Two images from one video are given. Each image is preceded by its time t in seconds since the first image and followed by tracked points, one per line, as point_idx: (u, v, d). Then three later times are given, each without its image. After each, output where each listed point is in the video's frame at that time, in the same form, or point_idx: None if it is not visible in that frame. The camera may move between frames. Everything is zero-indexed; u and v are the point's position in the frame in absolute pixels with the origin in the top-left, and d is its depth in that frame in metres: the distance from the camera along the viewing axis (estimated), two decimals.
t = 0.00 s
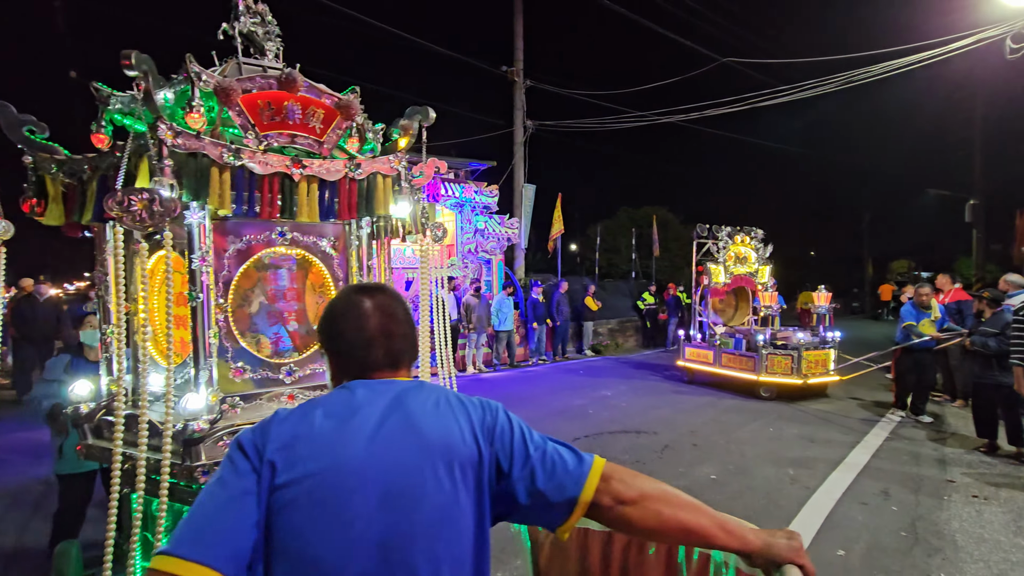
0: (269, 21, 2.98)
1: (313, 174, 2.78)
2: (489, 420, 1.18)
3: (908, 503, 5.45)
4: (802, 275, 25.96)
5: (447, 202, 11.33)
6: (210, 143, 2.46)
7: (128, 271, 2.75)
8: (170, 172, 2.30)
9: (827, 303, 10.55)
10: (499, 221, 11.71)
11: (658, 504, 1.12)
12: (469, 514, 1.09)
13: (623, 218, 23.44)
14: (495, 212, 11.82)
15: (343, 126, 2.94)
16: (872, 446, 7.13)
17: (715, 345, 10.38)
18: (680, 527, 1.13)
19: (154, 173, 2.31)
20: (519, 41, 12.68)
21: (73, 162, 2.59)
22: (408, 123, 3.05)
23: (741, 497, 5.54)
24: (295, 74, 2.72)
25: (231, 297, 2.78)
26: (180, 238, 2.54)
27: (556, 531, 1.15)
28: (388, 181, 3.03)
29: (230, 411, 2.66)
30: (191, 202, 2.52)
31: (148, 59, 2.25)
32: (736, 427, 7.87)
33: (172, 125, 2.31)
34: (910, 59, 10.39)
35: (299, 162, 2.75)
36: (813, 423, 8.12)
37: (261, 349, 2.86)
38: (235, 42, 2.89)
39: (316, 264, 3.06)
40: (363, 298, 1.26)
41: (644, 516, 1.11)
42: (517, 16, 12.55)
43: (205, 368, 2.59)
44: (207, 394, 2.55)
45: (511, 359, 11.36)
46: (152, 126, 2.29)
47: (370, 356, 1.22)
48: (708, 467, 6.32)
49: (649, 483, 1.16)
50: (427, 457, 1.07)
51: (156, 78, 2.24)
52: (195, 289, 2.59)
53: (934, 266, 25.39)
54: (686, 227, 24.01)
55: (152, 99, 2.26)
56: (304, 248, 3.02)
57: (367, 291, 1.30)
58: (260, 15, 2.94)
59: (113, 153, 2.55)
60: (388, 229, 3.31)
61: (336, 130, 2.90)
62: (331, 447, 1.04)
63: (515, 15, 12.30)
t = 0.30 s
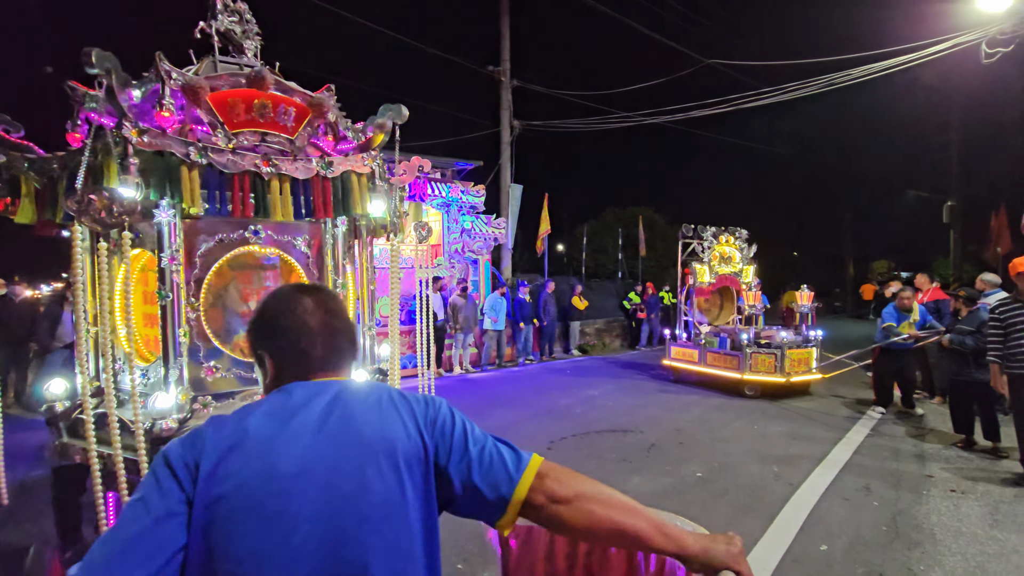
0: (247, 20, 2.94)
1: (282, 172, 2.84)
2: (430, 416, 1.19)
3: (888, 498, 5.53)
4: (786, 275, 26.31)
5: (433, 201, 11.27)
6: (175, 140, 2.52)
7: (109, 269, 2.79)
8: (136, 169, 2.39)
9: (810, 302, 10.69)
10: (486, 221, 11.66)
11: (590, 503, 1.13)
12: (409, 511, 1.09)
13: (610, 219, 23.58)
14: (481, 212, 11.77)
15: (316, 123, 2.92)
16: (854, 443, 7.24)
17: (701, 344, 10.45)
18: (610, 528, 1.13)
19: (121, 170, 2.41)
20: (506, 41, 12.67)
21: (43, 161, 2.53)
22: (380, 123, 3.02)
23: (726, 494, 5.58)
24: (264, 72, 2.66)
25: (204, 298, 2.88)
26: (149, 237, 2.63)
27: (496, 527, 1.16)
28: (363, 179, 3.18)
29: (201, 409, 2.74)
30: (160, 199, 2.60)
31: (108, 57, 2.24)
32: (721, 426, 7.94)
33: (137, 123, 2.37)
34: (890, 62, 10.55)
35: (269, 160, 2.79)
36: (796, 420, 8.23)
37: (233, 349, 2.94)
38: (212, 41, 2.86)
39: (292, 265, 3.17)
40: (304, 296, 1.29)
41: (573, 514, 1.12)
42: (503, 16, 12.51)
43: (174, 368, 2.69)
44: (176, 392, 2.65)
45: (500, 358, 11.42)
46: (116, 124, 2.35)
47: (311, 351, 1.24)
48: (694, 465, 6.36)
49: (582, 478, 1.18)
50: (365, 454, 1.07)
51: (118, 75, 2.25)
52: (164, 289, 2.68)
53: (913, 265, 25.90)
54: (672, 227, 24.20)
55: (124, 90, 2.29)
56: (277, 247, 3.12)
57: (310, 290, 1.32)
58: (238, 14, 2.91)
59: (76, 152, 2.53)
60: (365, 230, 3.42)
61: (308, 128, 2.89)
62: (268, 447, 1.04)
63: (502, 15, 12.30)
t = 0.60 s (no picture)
0: (230, 15, 2.90)
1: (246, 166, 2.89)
2: (337, 418, 1.14)
3: (876, 494, 5.58)
4: (775, 274, 26.52)
5: (424, 200, 11.18)
6: (132, 134, 2.59)
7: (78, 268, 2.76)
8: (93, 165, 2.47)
9: (797, 301, 10.79)
10: (477, 220, 11.59)
11: (487, 513, 1.04)
12: (300, 516, 1.04)
13: (601, 218, 23.64)
14: (472, 210, 11.72)
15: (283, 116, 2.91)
16: (842, 439, 7.31)
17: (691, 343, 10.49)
18: (504, 541, 1.02)
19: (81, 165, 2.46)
20: (497, 40, 12.64)
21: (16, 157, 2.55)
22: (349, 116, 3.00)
23: (716, 492, 5.60)
24: (225, 64, 2.70)
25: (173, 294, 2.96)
26: (114, 233, 2.72)
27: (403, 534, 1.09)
28: (332, 173, 3.12)
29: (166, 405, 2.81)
30: (119, 195, 2.68)
31: (62, 53, 2.32)
32: (711, 424, 7.97)
33: (92, 118, 2.46)
34: (877, 63, 10.65)
35: (231, 154, 2.86)
36: (784, 418, 8.29)
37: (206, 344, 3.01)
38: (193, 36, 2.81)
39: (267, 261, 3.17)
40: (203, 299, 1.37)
41: (470, 527, 1.03)
42: (494, 14, 12.48)
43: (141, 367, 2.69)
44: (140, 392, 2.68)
45: (491, 357, 11.39)
46: (73, 119, 2.45)
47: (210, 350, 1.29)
48: (684, 463, 6.37)
49: (484, 482, 1.09)
50: (255, 457, 1.03)
51: (70, 68, 2.35)
52: (129, 286, 2.74)
53: (900, 265, 26.24)
54: (663, 226, 24.29)
55: (74, 85, 2.39)
56: (250, 243, 3.13)
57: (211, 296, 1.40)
58: (221, 9, 2.87)
59: (24, 155, 2.54)
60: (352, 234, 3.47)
61: (273, 121, 2.89)
62: (154, 447, 1.02)
63: (493, 13, 12.26)
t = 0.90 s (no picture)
0: (213, 13, 2.83)
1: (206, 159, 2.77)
2: (212, 431, 1.00)
3: (861, 490, 5.64)
4: (762, 273, 26.85)
5: (413, 198, 11.01)
6: (86, 130, 2.56)
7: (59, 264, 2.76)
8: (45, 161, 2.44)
9: (783, 300, 10.89)
10: (466, 219, 11.55)
11: (342, 545, 0.87)
12: (148, 543, 0.90)
13: (590, 217, 23.74)
14: (462, 209, 11.67)
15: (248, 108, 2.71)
16: (828, 436, 7.39)
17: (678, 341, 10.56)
18: None
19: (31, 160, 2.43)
20: (487, 38, 12.61)
21: None
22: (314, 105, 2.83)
23: (704, 488, 5.62)
24: (183, 56, 2.52)
25: (139, 294, 2.80)
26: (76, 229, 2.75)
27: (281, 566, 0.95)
28: (298, 166, 2.89)
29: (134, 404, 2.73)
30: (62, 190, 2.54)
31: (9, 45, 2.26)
32: (699, 421, 8.01)
33: (44, 114, 2.43)
34: (863, 64, 10.77)
35: (189, 148, 2.76)
36: (771, 415, 8.36)
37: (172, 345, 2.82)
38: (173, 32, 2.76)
39: (234, 258, 2.95)
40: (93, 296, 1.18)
41: (322, 557, 0.87)
42: (484, 12, 12.43)
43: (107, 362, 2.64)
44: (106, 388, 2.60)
45: (481, 355, 11.37)
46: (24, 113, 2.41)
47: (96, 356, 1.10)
48: (673, 460, 6.40)
49: (354, 510, 0.93)
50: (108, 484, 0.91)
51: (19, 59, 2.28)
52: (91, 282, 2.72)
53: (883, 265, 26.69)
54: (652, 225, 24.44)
55: (25, 81, 2.35)
56: (219, 238, 2.92)
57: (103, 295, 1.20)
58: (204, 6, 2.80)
59: None
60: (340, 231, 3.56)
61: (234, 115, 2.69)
62: (2, 459, 0.92)
63: (483, 11, 12.23)
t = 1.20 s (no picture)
0: (198, 4, 2.62)
1: (167, 151, 2.26)
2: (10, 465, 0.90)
3: (852, 487, 5.66)
4: (752, 272, 27.12)
5: (406, 195, 10.91)
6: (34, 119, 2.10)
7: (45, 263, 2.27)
8: None
9: (775, 298, 10.92)
10: (459, 217, 11.50)
11: None
12: None
13: (583, 216, 23.85)
14: (454, 206, 11.61)
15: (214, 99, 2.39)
16: (820, 433, 7.41)
17: (670, 339, 10.58)
18: None
19: None
20: (479, 35, 12.59)
21: None
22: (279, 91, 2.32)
23: (697, 486, 5.62)
24: (139, 45, 2.18)
25: (107, 288, 2.34)
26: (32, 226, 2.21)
27: None
28: (260, 158, 2.31)
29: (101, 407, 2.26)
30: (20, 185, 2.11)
31: None
32: (692, 420, 8.01)
33: None
34: (853, 64, 10.83)
35: (150, 140, 2.26)
36: (763, 413, 8.38)
37: (142, 343, 2.37)
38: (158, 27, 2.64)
39: (211, 255, 2.45)
40: None
41: None
42: (477, 9, 12.37)
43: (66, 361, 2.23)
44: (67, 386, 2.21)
45: (473, 354, 11.33)
46: None
47: None
48: (666, 458, 6.39)
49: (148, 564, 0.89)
50: None
51: None
52: (52, 278, 2.22)
53: (872, 264, 26.94)
54: (644, 224, 24.58)
55: None
56: (192, 233, 2.44)
57: None
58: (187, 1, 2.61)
59: None
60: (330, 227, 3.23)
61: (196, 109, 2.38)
62: None
63: (476, 8, 12.21)
